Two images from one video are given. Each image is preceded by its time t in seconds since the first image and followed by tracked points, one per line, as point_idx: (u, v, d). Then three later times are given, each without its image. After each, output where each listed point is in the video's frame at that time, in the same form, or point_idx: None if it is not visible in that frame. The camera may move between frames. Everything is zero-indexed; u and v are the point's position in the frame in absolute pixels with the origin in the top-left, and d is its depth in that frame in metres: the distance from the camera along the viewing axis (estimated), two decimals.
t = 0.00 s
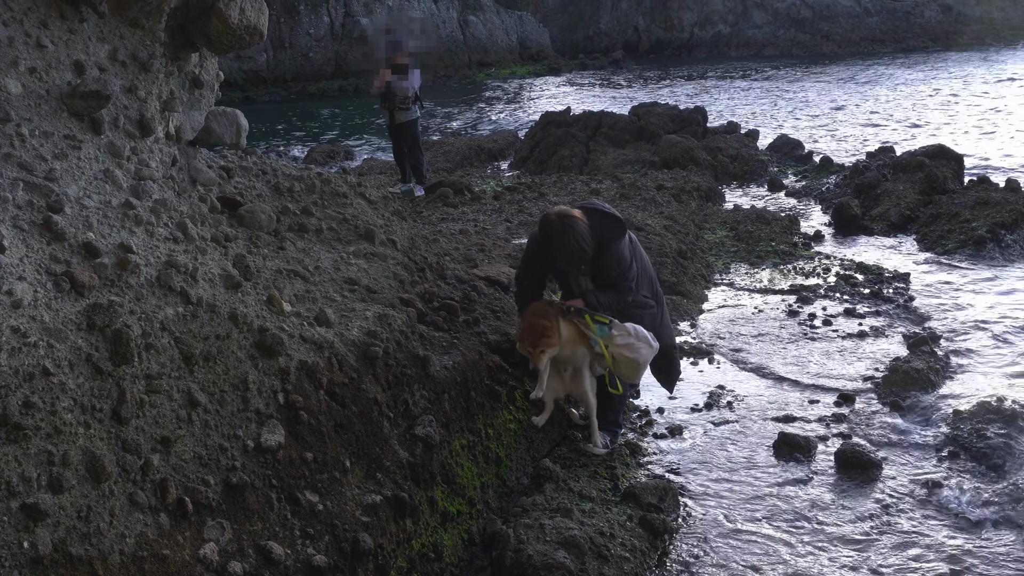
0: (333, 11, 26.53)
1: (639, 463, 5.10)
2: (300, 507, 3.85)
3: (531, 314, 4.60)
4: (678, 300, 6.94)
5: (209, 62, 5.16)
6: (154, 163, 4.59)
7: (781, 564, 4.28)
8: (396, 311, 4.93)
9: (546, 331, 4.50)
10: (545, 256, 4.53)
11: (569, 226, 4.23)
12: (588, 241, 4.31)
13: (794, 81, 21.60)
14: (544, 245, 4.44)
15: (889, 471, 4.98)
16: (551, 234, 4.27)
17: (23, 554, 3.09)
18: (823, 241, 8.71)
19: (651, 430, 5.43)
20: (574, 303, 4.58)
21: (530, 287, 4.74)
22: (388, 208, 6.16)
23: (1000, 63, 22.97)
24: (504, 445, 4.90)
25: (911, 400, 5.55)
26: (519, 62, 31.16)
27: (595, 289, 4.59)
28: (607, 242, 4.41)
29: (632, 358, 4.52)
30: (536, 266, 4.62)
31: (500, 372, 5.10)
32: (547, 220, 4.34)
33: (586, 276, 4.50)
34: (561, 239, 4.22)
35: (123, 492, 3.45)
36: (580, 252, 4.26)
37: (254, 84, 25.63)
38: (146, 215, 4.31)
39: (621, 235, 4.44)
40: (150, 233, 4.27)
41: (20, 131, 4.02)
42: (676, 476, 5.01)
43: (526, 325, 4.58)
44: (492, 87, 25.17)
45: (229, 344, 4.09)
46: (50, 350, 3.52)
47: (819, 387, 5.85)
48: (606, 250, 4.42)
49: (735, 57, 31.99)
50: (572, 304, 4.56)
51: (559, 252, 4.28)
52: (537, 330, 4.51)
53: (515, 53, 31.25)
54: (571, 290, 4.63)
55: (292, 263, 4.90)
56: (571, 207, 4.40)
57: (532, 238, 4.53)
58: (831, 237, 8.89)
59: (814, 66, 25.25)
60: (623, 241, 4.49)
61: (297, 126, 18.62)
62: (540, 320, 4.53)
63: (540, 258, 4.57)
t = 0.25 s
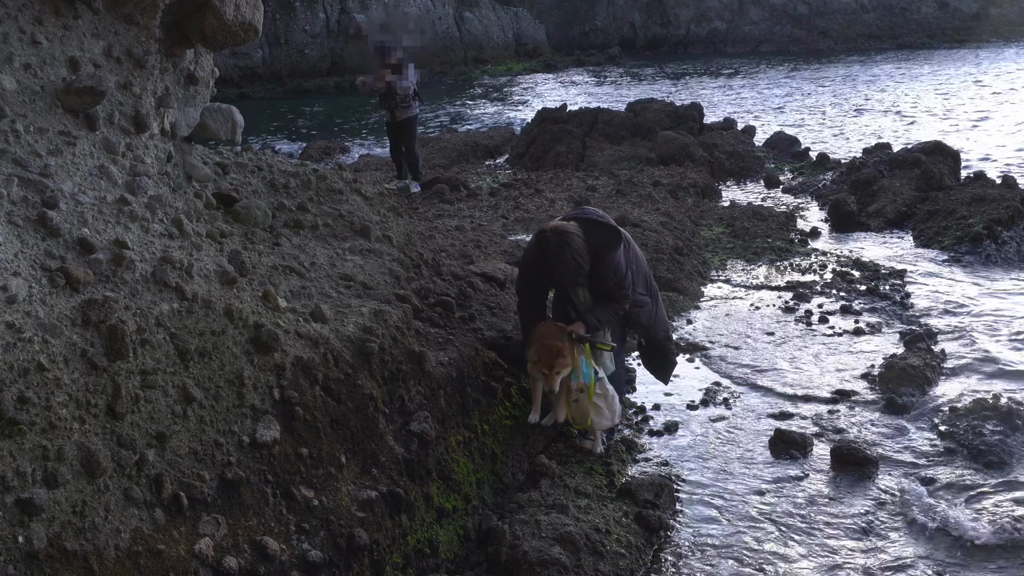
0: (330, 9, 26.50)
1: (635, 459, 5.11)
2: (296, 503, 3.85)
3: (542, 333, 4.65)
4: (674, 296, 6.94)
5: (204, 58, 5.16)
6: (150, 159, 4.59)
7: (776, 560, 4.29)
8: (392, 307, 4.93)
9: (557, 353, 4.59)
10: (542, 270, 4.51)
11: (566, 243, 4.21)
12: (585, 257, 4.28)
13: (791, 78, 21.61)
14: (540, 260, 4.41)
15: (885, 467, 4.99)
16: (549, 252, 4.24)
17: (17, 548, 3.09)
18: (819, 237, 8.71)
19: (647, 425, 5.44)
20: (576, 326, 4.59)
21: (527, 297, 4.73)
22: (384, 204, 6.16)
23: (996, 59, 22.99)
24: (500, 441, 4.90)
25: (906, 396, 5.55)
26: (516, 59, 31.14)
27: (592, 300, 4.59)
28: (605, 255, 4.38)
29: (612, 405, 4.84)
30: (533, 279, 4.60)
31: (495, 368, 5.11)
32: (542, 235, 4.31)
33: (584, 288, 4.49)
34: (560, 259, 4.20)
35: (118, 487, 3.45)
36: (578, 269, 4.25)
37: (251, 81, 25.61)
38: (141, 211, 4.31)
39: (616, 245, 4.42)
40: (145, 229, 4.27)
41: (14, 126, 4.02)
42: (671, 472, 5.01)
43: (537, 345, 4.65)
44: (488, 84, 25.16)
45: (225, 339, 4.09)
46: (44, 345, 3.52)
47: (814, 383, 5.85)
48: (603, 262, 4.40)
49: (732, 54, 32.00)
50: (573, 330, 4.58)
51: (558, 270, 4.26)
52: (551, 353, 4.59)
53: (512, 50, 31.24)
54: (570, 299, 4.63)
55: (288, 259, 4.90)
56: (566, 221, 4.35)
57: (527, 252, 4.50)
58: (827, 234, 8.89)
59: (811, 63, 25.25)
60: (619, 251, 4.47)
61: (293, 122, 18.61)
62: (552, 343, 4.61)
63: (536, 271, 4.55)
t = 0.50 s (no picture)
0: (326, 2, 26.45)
1: (628, 451, 5.12)
2: (289, 492, 3.86)
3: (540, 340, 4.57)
4: (668, 289, 6.95)
5: (199, 48, 5.15)
6: (144, 148, 4.59)
7: (768, 550, 4.32)
8: (387, 298, 4.93)
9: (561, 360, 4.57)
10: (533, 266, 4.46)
11: (559, 242, 4.17)
12: (577, 255, 4.26)
13: (786, 72, 21.63)
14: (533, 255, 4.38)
15: (877, 459, 5.01)
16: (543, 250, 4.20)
17: (10, 535, 3.09)
18: (813, 230, 8.73)
19: (641, 417, 5.45)
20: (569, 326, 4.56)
21: (519, 292, 4.70)
22: (379, 195, 6.17)
23: (991, 54, 23.03)
24: (494, 433, 4.92)
25: (899, 389, 5.57)
26: (512, 53, 31.12)
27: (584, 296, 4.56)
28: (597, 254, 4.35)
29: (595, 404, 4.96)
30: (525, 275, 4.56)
31: (489, 360, 5.12)
32: (535, 232, 4.27)
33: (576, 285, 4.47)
34: (553, 258, 4.16)
35: (111, 475, 3.45)
36: (572, 267, 4.23)
37: (246, 73, 25.56)
38: (135, 200, 4.30)
39: (608, 242, 4.38)
40: (139, 218, 4.26)
41: (9, 115, 4.02)
42: (664, 462, 5.03)
43: (535, 352, 4.57)
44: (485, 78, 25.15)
45: (219, 329, 4.09)
46: (38, 333, 3.52)
47: (808, 375, 5.87)
48: (597, 261, 4.36)
49: (728, 49, 32.02)
50: (566, 329, 4.55)
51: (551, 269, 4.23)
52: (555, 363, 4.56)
53: (508, 44, 31.21)
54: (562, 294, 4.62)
55: (282, 249, 4.90)
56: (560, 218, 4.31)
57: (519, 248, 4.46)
58: (821, 227, 8.90)
59: (806, 57, 25.28)
60: (611, 248, 4.43)
61: (289, 114, 18.59)
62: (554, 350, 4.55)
63: (528, 267, 4.50)
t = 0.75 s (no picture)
0: None
1: (620, 436, 5.16)
2: (282, 476, 3.87)
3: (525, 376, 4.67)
4: (660, 275, 6.97)
5: (191, 33, 5.13)
6: (136, 134, 4.58)
7: (758, 535, 4.37)
8: (379, 284, 4.93)
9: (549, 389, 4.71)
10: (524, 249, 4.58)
11: (546, 222, 4.29)
12: (565, 235, 4.36)
13: (780, 59, 21.61)
14: (523, 236, 4.50)
15: (867, 443, 5.04)
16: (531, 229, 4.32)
17: (2, 519, 3.09)
18: (805, 218, 8.74)
19: (632, 402, 5.47)
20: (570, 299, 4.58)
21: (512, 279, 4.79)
22: (371, 181, 6.16)
23: (984, 41, 23.05)
24: (486, 418, 4.93)
25: (889, 374, 5.61)
26: (506, 40, 31.04)
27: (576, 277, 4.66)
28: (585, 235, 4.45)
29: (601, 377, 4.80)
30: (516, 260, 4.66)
31: (482, 346, 5.14)
32: (523, 214, 4.38)
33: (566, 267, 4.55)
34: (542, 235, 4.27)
35: (103, 459, 3.45)
36: (561, 245, 4.33)
37: (239, 60, 25.44)
38: (127, 185, 4.29)
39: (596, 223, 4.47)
40: (131, 202, 4.26)
41: None
42: (656, 447, 5.06)
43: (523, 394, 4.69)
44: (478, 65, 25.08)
45: (211, 313, 4.09)
46: (29, 317, 3.52)
47: (799, 361, 5.89)
48: (584, 238, 4.48)
49: (722, 36, 31.98)
50: (568, 305, 4.57)
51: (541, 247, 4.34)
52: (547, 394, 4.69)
53: (501, 31, 31.12)
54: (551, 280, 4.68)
55: (275, 234, 4.90)
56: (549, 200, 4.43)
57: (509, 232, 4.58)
58: (814, 214, 8.92)
59: (799, 45, 25.26)
60: (599, 229, 4.53)
61: (281, 101, 18.52)
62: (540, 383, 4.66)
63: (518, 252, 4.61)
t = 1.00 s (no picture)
0: None
1: (612, 422, 5.16)
2: (273, 462, 3.87)
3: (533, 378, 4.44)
4: (652, 261, 6.96)
5: (180, 16, 5.09)
6: (125, 118, 4.55)
7: (749, 520, 4.39)
8: (371, 269, 4.92)
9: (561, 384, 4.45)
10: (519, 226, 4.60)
11: (537, 190, 4.30)
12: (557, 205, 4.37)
13: (773, 45, 21.57)
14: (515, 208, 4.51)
15: (858, 428, 5.06)
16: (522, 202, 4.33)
17: None
18: (798, 204, 8.75)
19: (625, 388, 5.48)
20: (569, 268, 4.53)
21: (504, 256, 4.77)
22: (362, 167, 6.14)
23: (976, 28, 23.05)
24: (478, 404, 4.94)
25: (881, 360, 5.62)
26: (498, 26, 30.91)
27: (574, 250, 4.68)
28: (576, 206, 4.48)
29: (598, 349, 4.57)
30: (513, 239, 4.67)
31: (473, 332, 5.13)
32: (514, 185, 4.40)
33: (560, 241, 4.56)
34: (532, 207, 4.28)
35: (93, 445, 3.44)
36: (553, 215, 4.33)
37: (230, 46, 25.29)
38: (116, 169, 4.27)
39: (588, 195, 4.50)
40: (121, 187, 4.23)
41: None
42: (648, 433, 5.07)
43: (535, 397, 4.41)
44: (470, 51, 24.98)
45: (201, 299, 4.08)
46: (18, 302, 3.49)
47: (791, 347, 5.90)
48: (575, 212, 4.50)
49: (715, 23, 31.91)
50: (572, 271, 4.51)
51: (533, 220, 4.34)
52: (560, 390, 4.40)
53: (494, 17, 30.99)
54: (545, 260, 4.66)
55: (266, 220, 4.88)
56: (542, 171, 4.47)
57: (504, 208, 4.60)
58: (806, 201, 8.93)
59: (792, 31, 25.22)
60: (591, 203, 4.56)
61: (273, 87, 18.42)
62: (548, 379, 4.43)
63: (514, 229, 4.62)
